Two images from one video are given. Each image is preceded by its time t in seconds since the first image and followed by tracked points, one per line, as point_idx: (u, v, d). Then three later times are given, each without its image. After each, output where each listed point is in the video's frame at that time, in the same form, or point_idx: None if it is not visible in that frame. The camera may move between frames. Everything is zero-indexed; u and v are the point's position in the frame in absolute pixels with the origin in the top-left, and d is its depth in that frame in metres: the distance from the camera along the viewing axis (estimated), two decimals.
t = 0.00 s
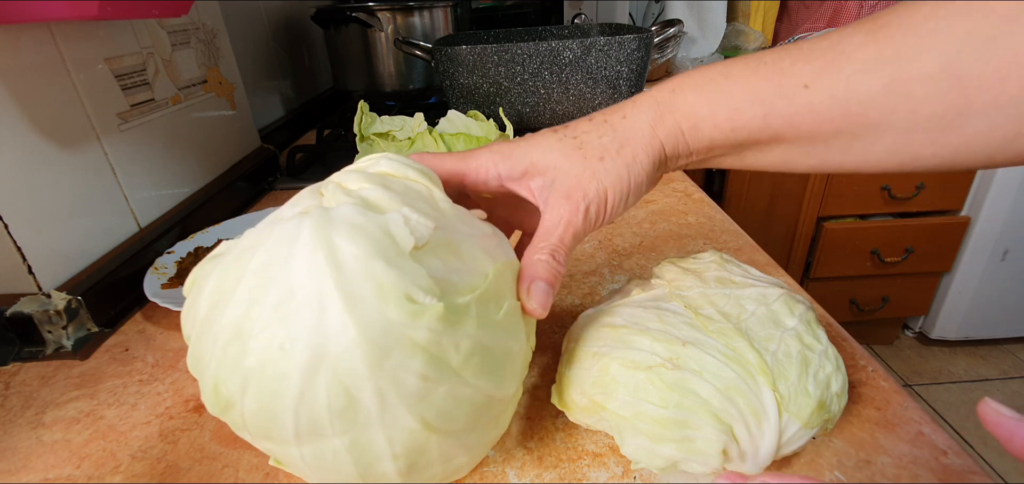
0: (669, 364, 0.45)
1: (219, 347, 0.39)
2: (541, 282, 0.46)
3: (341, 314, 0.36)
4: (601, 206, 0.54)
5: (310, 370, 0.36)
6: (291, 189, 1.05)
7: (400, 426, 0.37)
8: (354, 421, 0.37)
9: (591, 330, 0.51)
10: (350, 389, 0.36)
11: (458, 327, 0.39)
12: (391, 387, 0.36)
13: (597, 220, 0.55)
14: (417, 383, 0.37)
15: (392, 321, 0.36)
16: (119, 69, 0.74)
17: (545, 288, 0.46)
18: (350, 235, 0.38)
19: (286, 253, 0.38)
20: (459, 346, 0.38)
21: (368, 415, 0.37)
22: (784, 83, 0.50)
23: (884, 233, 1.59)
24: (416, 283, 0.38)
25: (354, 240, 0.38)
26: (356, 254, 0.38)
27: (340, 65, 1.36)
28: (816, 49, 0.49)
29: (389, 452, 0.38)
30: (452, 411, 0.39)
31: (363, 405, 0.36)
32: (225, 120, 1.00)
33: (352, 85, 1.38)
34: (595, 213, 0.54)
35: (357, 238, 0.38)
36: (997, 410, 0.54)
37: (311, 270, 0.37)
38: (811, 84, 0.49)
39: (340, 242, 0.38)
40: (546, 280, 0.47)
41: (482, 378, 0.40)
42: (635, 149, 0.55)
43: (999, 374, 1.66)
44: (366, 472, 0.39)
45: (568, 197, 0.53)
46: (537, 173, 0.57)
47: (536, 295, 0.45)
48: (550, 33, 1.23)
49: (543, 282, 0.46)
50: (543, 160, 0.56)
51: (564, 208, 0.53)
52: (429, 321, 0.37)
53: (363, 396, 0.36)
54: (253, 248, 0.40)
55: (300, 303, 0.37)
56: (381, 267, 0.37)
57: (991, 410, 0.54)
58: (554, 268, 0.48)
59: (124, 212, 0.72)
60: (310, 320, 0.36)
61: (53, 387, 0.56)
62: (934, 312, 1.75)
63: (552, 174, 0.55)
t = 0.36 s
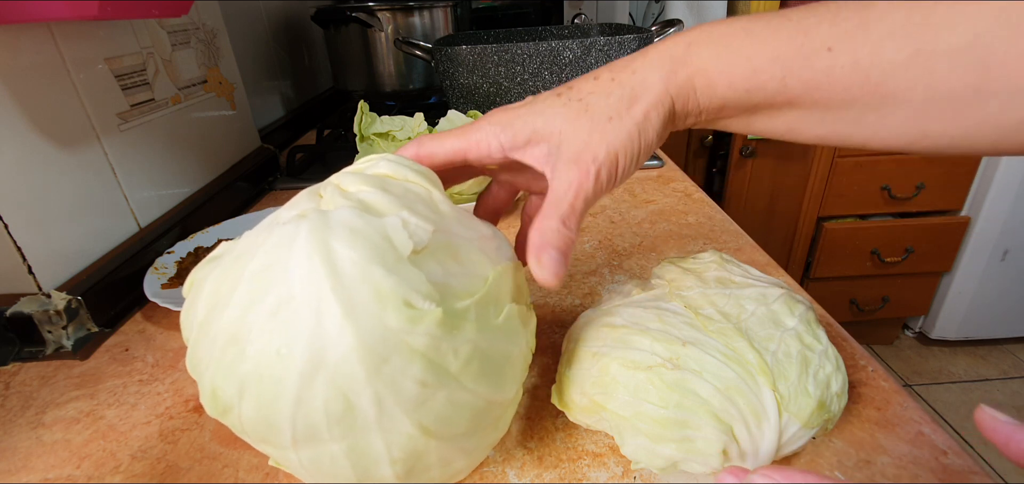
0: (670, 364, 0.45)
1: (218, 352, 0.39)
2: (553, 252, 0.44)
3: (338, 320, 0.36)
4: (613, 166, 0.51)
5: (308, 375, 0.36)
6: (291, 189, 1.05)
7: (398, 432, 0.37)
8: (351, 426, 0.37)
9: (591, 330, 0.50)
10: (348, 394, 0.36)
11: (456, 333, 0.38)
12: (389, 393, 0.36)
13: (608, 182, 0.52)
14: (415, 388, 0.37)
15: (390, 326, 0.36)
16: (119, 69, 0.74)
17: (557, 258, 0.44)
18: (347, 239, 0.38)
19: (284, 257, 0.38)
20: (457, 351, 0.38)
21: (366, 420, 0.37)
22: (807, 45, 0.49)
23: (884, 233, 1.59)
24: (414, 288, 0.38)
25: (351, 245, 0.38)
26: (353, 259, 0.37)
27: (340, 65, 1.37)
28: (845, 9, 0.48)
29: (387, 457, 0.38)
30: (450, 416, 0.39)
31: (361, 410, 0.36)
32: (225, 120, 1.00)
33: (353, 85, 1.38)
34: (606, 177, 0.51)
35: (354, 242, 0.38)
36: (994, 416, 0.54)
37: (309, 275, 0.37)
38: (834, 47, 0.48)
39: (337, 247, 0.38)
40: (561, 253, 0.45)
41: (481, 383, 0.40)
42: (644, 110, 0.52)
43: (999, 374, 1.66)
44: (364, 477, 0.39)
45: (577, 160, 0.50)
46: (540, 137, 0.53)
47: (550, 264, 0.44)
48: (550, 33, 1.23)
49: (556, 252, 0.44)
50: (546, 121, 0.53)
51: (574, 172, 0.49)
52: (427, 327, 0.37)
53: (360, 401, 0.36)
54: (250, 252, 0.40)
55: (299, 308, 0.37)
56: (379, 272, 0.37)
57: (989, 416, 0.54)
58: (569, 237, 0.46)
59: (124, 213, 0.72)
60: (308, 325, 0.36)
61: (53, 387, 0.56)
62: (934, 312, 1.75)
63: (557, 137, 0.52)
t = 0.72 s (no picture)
0: (670, 364, 0.45)
1: (211, 353, 0.39)
2: (549, 153, 0.43)
3: (329, 319, 0.36)
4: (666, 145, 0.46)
5: (299, 375, 0.36)
6: (291, 189, 1.04)
7: (392, 429, 0.37)
8: (344, 424, 0.37)
9: (591, 330, 0.51)
10: (340, 393, 0.36)
11: (448, 329, 0.38)
12: (381, 391, 0.36)
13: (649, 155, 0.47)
14: (407, 385, 0.37)
15: (381, 324, 0.36)
16: (119, 68, 0.74)
17: (549, 161, 0.43)
18: (338, 238, 0.38)
19: (274, 258, 0.38)
20: (450, 347, 0.38)
21: (358, 418, 0.37)
22: (932, 50, 0.46)
23: (884, 233, 1.59)
24: (405, 285, 0.38)
25: (342, 244, 0.38)
26: (343, 258, 0.38)
27: (340, 65, 1.37)
28: (960, 13, 0.47)
29: (381, 455, 0.38)
30: (444, 413, 0.39)
31: (353, 408, 0.36)
32: (225, 120, 1.00)
33: (353, 85, 1.39)
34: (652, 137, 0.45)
35: (345, 241, 0.38)
36: (991, 420, 0.54)
37: (298, 274, 0.37)
38: (906, 59, 0.46)
39: (328, 246, 0.38)
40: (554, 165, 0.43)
41: (475, 380, 0.40)
42: (735, 90, 0.46)
43: (999, 374, 1.66)
44: (360, 476, 0.39)
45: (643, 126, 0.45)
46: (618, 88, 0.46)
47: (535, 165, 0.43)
48: (550, 33, 1.23)
49: (552, 155, 0.43)
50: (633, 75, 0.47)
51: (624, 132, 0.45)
52: (418, 323, 0.37)
53: (353, 399, 0.36)
54: (242, 253, 0.40)
55: (290, 308, 0.37)
56: (369, 270, 0.37)
57: (985, 420, 0.54)
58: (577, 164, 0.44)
59: (123, 212, 0.72)
60: (299, 325, 0.36)
61: (53, 388, 0.56)
62: (934, 312, 1.75)
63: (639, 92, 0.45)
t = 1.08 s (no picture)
0: (670, 364, 0.45)
1: (211, 354, 0.39)
2: (740, 258, 0.51)
3: (329, 320, 0.36)
4: (840, 226, 0.55)
5: (300, 375, 0.36)
6: (291, 189, 1.04)
7: (392, 430, 0.37)
8: (344, 425, 0.37)
9: (592, 330, 0.51)
10: (339, 394, 0.36)
11: (448, 331, 0.38)
12: (382, 392, 0.36)
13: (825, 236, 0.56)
14: (407, 387, 0.37)
15: (381, 325, 0.36)
16: (119, 69, 0.74)
17: (742, 265, 0.51)
18: (338, 240, 0.38)
19: (273, 259, 0.38)
20: (450, 349, 0.38)
21: (359, 419, 0.37)
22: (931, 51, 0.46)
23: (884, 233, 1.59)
24: (406, 287, 0.38)
25: (342, 245, 0.38)
26: (343, 259, 0.37)
27: (340, 65, 1.37)
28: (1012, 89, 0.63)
29: (381, 456, 0.38)
30: (445, 414, 0.39)
31: (353, 409, 0.36)
32: (225, 120, 1.00)
33: (353, 85, 1.38)
34: (830, 222, 0.55)
35: (345, 243, 0.38)
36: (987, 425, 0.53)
37: (298, 276, 0.37)
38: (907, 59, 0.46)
39: (328, 247, 0.38)
40: (743, 249, 0.52)
41: (475, 381, 0.40)
42: (892, 165, 0.58)
43: (999, 374, 1.66)
44: (360, 477, 0.39)
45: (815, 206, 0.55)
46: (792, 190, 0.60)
47: (729, 260, 0.52)
48: (550, 33, 1.23)
49: (744, 259, 0.51)
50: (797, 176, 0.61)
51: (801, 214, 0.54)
52: (418, 325, 0.37)
53: (353, 399, 0.36)
54: (243, 254, 0.40)
55: (290, 309, 0.37)
56: (369, 271, 0.37)
57: (982, 425, 0.53)
58: (762, 248, 0.51)
59: (123, 213, 0.72)
60: (299, 326, 0.36)
61: (54, 387, 0.56)
62: (934, 312, 1.75)
63: (807, 185, 0.59)
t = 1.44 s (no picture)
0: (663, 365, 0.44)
1: (212, 354, 0.39)
2: (736, 271, 0.51)
3: (329, 320, 0.36)
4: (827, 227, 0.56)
5: (300, 375, 0.36)
6: (291, 189, 1.04)
7: (393, 431, 0.37)
8: (344, 425, 0.37)
9: (588, 336, 0.50)
10: (339, 395, 0.36)
11: (449, 331, 0.38)
12: (382, 393, 0.36)
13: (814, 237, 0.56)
14: (408, 387, 0.37)
15: (381, 326, 0.36)
16: (119, 68, 0.74)
17: (737, 278, 0.51)
18: (338, 240, 0.38)
19: (274, 259, 0.38)
20: (450, 350, 0.38)
21: (359, 420, 0.37)
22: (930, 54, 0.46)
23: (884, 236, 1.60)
24: (406, 287, 0.38)
25: (343, 246, 0.38)
26: (344, 260, 0.38)
27: (340, 65, 1.37)
28: None
29: (381, 456, 0.38)
30: (445, 415, 0.39)
31: (354, 410, 0.36)
32: (225, 120, 1.00)
33: (353, 85, 1.38)
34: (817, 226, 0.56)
35: (346, 244, 0.38)
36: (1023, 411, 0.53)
37: (298, 277, 0.37)
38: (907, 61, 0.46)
39: (328, 248, 0.38)
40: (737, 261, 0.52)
41: (476, 382, 0.40)
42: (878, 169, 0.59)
43: (999, 374, 1.65)
44: (360, 477, 0.39)
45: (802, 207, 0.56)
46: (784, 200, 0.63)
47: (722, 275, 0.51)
48: (550, 33, 1.23)
49: (739, 272, 0.51)
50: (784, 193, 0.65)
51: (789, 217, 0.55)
52: (418, 326, 0.37)
53: (354, 400, 0.36)
54: (243, 254, 0.40)
55: (290, 310, 0.37)
56: (370, 272, 0.37)
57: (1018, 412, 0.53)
58: (755, 257, 0.52)
59: (123, 212, 0.72)
60: (299, 327, 0.36)
61: (53, 387, 0.56)
62: (934, 312, 1.75)
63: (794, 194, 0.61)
